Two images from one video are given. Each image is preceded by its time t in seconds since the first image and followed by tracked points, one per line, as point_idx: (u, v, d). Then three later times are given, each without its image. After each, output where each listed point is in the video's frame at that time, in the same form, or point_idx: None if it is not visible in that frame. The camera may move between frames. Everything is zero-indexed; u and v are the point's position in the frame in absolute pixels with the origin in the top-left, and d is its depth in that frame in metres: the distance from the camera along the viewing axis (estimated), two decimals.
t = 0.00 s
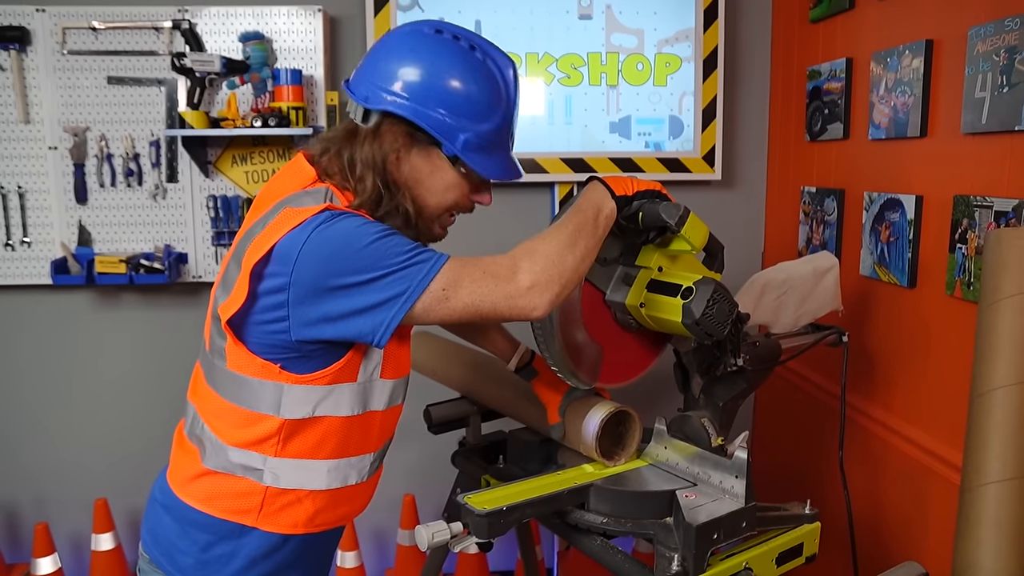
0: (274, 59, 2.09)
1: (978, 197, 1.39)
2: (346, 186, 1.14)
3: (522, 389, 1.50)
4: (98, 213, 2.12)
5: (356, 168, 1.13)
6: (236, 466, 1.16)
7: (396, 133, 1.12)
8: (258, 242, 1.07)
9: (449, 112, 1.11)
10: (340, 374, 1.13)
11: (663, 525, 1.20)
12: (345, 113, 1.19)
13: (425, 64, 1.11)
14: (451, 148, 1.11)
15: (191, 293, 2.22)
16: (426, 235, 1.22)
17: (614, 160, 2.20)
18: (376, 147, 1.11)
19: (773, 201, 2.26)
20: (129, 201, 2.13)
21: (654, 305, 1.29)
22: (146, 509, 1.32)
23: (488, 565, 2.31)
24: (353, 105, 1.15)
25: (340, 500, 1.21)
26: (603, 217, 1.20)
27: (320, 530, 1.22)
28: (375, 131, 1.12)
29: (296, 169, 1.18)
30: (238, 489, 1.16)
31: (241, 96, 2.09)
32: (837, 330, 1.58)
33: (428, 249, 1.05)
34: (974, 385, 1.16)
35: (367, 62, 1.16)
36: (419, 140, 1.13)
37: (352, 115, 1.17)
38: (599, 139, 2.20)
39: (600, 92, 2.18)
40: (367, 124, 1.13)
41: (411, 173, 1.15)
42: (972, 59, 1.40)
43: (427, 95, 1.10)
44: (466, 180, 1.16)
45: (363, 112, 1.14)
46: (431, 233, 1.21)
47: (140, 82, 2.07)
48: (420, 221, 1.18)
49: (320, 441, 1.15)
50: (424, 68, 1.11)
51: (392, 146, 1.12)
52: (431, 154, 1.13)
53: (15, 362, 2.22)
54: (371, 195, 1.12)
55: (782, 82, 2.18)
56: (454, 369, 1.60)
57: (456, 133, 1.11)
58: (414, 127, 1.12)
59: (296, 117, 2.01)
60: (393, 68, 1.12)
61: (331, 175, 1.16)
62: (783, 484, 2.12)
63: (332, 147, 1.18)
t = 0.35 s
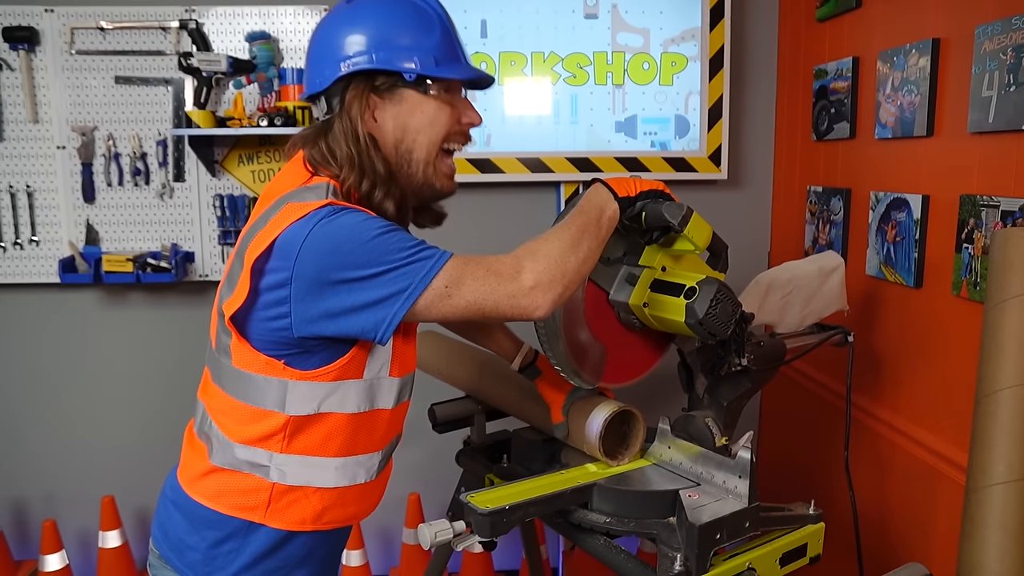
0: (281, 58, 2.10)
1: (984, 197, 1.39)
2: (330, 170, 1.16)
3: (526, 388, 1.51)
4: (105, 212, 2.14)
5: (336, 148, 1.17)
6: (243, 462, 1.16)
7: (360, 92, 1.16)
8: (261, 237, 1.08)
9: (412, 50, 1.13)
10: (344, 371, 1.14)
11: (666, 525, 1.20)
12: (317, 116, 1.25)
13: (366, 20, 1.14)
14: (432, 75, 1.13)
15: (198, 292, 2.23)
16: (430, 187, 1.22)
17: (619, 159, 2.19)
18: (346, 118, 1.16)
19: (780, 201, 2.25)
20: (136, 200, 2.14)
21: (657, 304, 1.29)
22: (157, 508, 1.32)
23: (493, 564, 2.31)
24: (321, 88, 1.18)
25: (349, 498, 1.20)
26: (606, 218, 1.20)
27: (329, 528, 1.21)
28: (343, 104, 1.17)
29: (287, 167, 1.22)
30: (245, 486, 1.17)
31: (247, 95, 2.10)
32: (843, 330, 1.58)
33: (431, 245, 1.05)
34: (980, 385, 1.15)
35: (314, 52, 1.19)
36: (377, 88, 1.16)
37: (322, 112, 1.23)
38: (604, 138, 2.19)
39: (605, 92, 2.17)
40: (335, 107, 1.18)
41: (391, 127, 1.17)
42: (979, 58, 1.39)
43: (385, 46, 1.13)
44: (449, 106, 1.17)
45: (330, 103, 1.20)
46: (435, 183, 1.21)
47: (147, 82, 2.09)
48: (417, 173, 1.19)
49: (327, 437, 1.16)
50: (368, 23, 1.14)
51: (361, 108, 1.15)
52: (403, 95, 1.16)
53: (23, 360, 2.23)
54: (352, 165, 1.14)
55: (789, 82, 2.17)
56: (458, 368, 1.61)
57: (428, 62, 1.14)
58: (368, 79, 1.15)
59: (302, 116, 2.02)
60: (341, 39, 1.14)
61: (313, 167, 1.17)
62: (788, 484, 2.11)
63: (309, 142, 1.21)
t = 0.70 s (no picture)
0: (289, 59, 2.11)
1: (991, 197, 1.38)
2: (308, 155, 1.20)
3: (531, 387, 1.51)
4: (114, 211, 2.15)
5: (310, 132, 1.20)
6: (253, 458, 1.17)
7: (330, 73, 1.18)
8: (256, 228, 1.08)
9: (380, 28, 1.16)
10: (345, 356, 1.14)
11: (671, 526, 1.20)
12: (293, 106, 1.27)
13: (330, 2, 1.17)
14: (402, 50, 1.16)
15: (207, 291, 2.24)
16: (416, 158, 1.22)
17: (626, 159, 2.19)
18: (317, 102, 1.18)
19: (787, 202, 2.25)
20: (144, 200, 2.15)
21: (662, 304, 1.29)
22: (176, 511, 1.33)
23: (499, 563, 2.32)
24: (294, 74, 1.20)
25: (363, 491, 1.21)
26: (608, 217, 1.20)
27: (347, 525, 1.21)
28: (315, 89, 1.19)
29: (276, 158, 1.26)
30: (259, 482, 1.17)
31: (255, 96, 2.11)
32: (849, 331, 1.58)
33: (424, 238, 1.06)
34: (986, 387, 1.14)
35: (284, 42, 1.21)
36: (349, 68, 1.18)
37: (297, 101, 1.25)
38: (611, 138, 2.19)
39: (612, 92, 2.17)
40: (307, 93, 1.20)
41: (364, 105, 1.19)
42: (987, 58, 1.38)
43: (354, 25, 1.15)
44: (421, 79, 1.19)
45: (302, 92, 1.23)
46: (420, 151, 1.21)
47: (156, 82, 2.10)
48: (397, 146, 1.20)
49: (334, 428, 1.16)
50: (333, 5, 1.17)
51: (332, 90, 1.17)
52: (372, 71, 1.17)
53: (33, 358, 2.25)
54: (325, 148, 1.17)
55: (796, 82, 2.17)
56: (464, 368, 1.61)
57: (396, 38, 1.16)
58: (340, 60, 1.17)
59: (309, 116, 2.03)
60: (311, 24, 1.17)
61: (293, 154, 1.21)
62: (794, 485, 2.11)
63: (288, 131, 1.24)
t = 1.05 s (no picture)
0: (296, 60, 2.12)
1: (999, 198, 1.38)
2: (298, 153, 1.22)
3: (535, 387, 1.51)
4: (122, 211, 2.16)
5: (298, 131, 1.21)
6: (259, 453, 1.18)
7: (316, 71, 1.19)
8: (252, 222, 1.10)
9: (366, 26, 1.16)
10: (345, 347, 1.15)
11: (676, 526, 1.20)
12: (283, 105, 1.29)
13: None
14: (388, 49, 1.17)
15: (215, 291, 2.25)
16: (406, 151, 1.23)
17: (632, 160, 2.19)
18: (303, 100, 1.20)
19: (794, 202, 2.25)
20: (152, 200, 2.16)
21: (667, 306, 1.28)
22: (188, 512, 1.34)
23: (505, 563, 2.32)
24: (281, 71, 1.21)
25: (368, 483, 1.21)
26: (607, 218, 1.20)
27: (355, 519, 1.22)
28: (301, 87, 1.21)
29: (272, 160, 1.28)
30: (266, 477, 1.18)
31: (263, 96, 2.12)
32: (855, 333, 1.57)
33: (416, 230, 1.07)
34: (992, 388, 1.14)
35: (274, 38, 1.22)
36: (335, 66, 1.19)
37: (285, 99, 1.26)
38: (618, 139, 2.19)
39: (619, 92, 2.17)
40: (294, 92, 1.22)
41: (350, 102, 1.20)
42: (994, 59, 1.38)
43: (342, 24, 1.16)
44: (406, 74, 1.19)
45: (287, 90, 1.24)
46: (411, 144, 1.22)
47: (164, 83, 2.11)
48: (387, 141, 1.21)
49: (337, 421, 1.17)
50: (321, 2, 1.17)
51: (316, 88, 1.19)
52: (355, 68, 1.18)
53: (43, 357, 2.26)
54: (312, 146, 1.19)
55: (803, 82, 2.16)
56: (470, 368, 1.62)
57: (382, 37, 1.17)
58: (327, 59, 1.18)
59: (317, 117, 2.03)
60: (299, 23, 1.17)
61: (284, 153, 1.22)
62: (800, 485, 2.11)
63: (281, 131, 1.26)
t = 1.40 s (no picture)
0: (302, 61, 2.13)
1: (1004, 200, 1.38)
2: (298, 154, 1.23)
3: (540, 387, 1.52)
4: (130, 212, 2.18)
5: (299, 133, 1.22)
6: (261, 452, 1.19)
7: (320, 73, 1.20)
8: (252, 221, 1.11)
9: (371, 32, 1.17)
10: (345, 347, 1.16)
11: (680, 526, 1.21)
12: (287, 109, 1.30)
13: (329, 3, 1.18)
14: (390, 59, 1.17)
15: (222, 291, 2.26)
16: (405, 157, 1.24)
17: (638, 160, 2.20)
18: (305, 103, 1.21)
19: (800, 204, 2.24)
20: (160, 200, 2.17)
21: (671, 310, 1.30)
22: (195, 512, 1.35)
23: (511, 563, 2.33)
24: (285, 70, 1.22)
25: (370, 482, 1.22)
26: (608, 220, 1.21)
27: (356, 519, 1.22)
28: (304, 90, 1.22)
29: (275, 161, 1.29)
30: (268, 476, 1.19)
31: (270, 97, 2.14)
32: (859, 334, 1.57)
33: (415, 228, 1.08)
34: (996, 389, 1.14)
35: (281, 38, 1.23)
36: (338, 70, 1.19)
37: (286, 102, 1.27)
38: (623, 139, 2.20)
39: (624, 93, 2.17)
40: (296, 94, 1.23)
41: (351, 106, 1.20)
42: (1000, 60, 1.38)
43: (348, 28, 1.17)
44: (408, 83, 1.20)
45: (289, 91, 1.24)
46: (409, 151, 1.23)
47: (172, 84, 2.12)
48: (386, 147, 1.22)
49: (338, 420, 1.17)
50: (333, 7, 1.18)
51: (318, 91, 1.20)
52: (357, 74, 1.19)
53: (51, 356, 2.28)
54: (310, 148, 1.20)
55: (809, 83, 2.16)
56: (476, 368, 1.63)
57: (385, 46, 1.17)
58: (331, 62, 1.19)
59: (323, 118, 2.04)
60: (307, 24, 1.18)
61: (286, 154, 1.24)
62: (805, 486, 2.11)
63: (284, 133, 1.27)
